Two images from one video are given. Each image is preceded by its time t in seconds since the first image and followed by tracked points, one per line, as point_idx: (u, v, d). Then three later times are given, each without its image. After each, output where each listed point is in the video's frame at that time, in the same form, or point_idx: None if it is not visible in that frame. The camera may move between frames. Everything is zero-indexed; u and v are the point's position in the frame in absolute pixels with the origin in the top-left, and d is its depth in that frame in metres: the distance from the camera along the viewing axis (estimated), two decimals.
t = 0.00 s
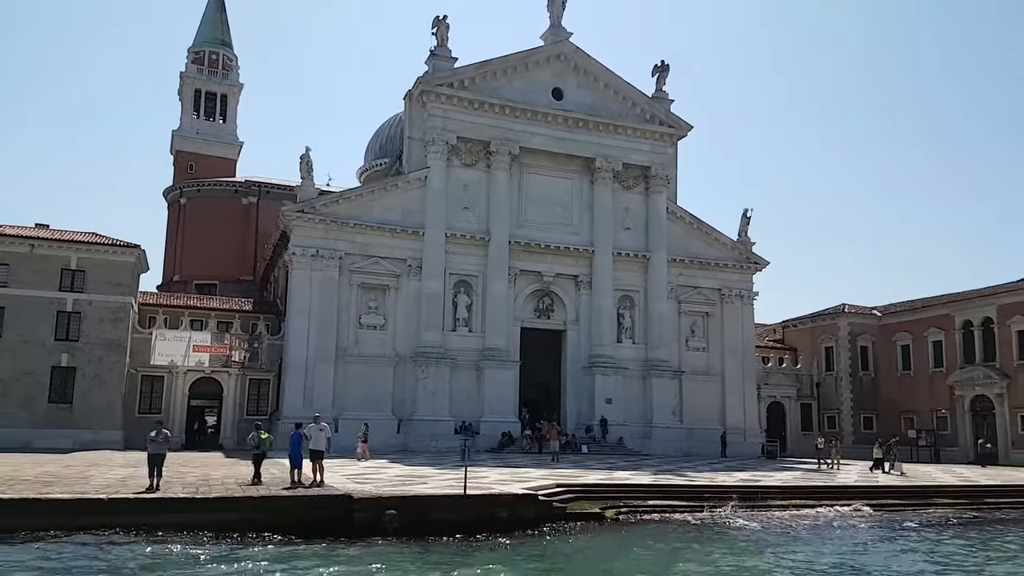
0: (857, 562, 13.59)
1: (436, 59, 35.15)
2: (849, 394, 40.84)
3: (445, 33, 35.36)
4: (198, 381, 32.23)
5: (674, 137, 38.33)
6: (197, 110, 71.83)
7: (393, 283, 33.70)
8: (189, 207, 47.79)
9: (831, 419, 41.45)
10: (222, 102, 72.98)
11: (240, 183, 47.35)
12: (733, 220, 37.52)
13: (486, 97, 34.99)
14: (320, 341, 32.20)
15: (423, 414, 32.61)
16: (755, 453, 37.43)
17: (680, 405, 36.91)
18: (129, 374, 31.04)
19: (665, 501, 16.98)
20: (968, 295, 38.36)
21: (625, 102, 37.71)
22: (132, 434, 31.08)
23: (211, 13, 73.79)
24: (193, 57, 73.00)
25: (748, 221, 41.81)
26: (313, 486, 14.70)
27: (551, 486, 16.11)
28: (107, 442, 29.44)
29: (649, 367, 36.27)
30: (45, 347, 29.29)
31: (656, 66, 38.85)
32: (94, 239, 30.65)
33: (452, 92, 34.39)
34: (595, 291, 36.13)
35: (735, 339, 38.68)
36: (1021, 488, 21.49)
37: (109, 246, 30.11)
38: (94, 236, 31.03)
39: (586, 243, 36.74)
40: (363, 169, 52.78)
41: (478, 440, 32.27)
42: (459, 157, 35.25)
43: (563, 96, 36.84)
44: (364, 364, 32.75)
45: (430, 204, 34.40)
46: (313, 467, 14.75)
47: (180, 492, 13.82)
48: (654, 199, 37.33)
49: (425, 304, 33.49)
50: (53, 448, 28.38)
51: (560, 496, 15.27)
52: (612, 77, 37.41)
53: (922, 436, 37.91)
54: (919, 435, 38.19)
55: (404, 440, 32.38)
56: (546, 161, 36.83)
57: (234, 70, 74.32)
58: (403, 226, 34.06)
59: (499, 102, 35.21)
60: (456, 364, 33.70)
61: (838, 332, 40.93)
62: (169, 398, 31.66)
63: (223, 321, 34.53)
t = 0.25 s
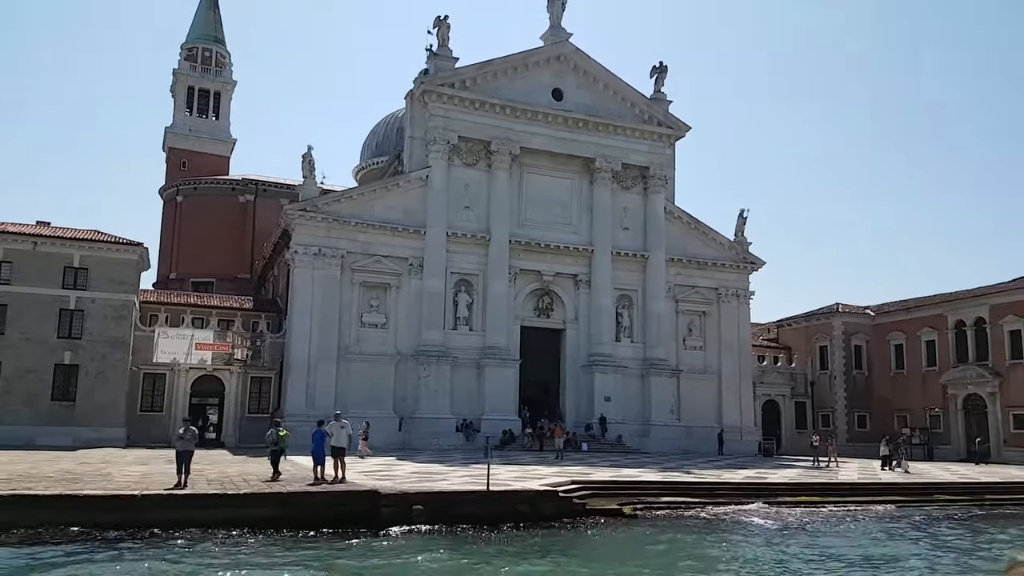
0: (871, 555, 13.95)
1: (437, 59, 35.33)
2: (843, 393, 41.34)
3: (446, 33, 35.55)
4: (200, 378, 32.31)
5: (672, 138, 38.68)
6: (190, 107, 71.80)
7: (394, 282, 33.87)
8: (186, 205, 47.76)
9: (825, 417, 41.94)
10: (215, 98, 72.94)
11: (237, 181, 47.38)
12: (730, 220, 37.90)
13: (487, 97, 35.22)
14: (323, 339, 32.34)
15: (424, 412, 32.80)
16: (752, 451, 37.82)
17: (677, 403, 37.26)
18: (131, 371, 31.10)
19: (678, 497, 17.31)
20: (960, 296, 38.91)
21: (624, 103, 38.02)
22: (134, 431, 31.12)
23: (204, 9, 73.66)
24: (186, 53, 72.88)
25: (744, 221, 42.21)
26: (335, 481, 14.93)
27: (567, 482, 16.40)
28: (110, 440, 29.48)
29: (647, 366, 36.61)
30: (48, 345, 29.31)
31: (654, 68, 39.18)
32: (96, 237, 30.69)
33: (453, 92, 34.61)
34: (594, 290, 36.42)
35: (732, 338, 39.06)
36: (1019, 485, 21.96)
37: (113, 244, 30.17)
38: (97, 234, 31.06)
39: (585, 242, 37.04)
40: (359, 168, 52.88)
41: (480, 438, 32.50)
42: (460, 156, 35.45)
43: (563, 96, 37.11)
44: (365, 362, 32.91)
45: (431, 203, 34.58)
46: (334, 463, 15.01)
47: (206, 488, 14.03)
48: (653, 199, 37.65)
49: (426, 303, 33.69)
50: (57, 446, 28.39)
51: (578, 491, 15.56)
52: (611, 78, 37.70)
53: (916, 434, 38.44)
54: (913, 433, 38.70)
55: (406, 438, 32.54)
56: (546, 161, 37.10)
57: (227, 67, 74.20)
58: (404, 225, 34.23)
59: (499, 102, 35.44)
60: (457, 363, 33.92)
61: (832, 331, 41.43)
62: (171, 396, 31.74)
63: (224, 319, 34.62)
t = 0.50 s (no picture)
0: (883, 552, 14.24)
1: (439, 60, 35.53)
2: (838, 392, 41.78)
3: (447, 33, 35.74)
4: (202, 377, 32.40)
5: (671, 138, 38.99)
6: (185, 104, 71.78)
7: (395, 281, 34.04)
8: (184, 203, 47.79)
9: (821, 416, 42.38)
10: (210, 96, 72.92)
11: (236, 179, 47.44)
12: (728, 220, 38.25)
13: (488, 97, 35.43)
14: (325, 338, 32.49)
15: (426, 410, 32.99)
16: (749, 449, 38.19)
17: (675, 402, 37.58)
18: (133, 369, 31.16)
19: (689, 494, 17.58)
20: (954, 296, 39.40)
21: (623, 103, 38.28)
22: (136, 430, 31.21)
23: (199, 6, 73.60)
24: (180, 50, 72.83)
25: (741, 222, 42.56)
26: (356, 478, 15.10)
27: (581, 479, 16.63)
28: (113, 438, 29.54)
29: (646, 365, 36.92)
30: (51, 343, 29.34)
31: (653, 69, 39.50)
32: (99, 235, 30.72)
33: (455, 92, 34.80)
34: (594, 289, 36.68)
35: (729, 338, 39.40)
36: (1018, 483, 22.34)
37: (116, 243, 30.21)
38: (99, 232, 31.09)
39: (585, 242, 37.30)
40: (357, 166, 53.02)
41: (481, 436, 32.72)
42: (461, 156, 35.65)
43: (563, 97, 37.36)
44: (367, 361, 33.07)
45: (432, 203, 34.76)
46: (353, 460, 15.21)
47: (230, 484, 14.18)
48: (651, 200, 37.95)
49: (428, 302, 33.88)
50: (60, 444, 28.44)
51: (594, 488, 15.79)
52: (611, 78, 37.99)
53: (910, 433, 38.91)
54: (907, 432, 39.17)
55: (408, 436, 32.70)
56: (546, 161, 37.35)
57: (222, 64, 74.22)
58: (406, 224, 34.40)
59: (500, 102, 35.65)
60: (459, 361, 34.11)
61: (828, 330, 41.86)
62: (173, 393, 31.82)
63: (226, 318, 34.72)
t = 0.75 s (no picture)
0: (893, 546, 14.65)
1: (440, 60, 35.76)
2: (833, 390, 42.28)
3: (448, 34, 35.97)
4: (205, 376, 32.50)
5: (669, 139, 39.36)
6: (178, 102, 71.75)
7: (397, 280, 34.25)
8: (181, 201, 47.81)
9: (815, 414, 42.87)
10: (203, 94, 72.89)
11: (233, 178, 47.51)
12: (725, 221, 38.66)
13: (488, 97, 35.68)
14: (328, 337, 32.68)
15: (428, 408, 33.21)
16: (746, 447, 38.60)
17: (674, 401, 37.93)
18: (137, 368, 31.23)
19: (699, 490, 17.95)
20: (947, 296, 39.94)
21: (622, 105, 38.62)
22: (139, 428, 31.27)
23: (193, 4, 73.54)
24: (173, 48, 72.80)
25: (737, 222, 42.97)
26: (378, 475, 15.37)
27: (596, 476, 16.96)
28: (117, 437, 29.57)
29: (645, 364, 37.27)
30: (55, 342, 29.36)
31: (651, 70, 39.87)
32: (103, 234, 30.78)
33: (456, 93, 35.04)
34: (593, 289, 36.98)
35: (726, 337, 39.80)
36: (1015, 480, 22.83)
37: (120, 242, 30.28)
38: (102, 231, 31.15)
39: (584, 242, 37.60)
40: (353, 165, 53.12)
41: (483, 434, 32.96)
42: (462, 156, 35.89)
43: (563, 97, 37.66)
44: (370, 359, 33.25)
45: (434, 203, 34.98)
46: (374, 458, 15.49)
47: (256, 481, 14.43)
48: (650, 200, 38.30)
49: (430, 301, 34.12)
50: (65, 443, 28.47)
51: (610, 485, 16.14)
52: (610, 80, 38.32)
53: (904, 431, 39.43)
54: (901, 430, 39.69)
55: (410, 434, 32.92)
56: (546, 161, 37.63)
57: (216, 63, 74.18)
58: (408, 224, 34.61)
59: (501, 102, 35.92)
60: (460, 360, 34.33)
61: (823, 330, 42.36)
62: (176, 392, 31.91)
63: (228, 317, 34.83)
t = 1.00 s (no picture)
0: (902, 543, 14.97)
1: (442, 61, 35.97)
2: (828, 390, 42.71)
3: (450, 36, 36.18)
4: (207, 375, 32.60)
5: (668, 141, 39.71)
6: (173, 100, 71.78)
7: (399, 280, 34.43)
8: (179, 200, 47.83)
9: (811, 414, 43.29)
10: (198, 92, 72.90)
11: (231, 177, 47.58)
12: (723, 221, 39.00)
13: (490, 98, 35.91)
14: (330, 336, 32.83)
15: (430, 408, 33.39)
16: (743, 446, 38.98)
17: (672, 400, 38.25)
18: (139, 368, 31.28)
19: (708, 488, 18.23)
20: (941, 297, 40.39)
21: (621, 106, 38.92)
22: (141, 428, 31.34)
23: (188, 2, 73.55)
24: (168, 46, 72.84)
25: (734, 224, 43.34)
26: (396, 474, 15.55)
27: (609, 474, 17.19)
28: (120, 436, 29.64)
29: (644, 364, 37.57)
30: (58, 341, 29.40)
31: (650, 73, 40.18)
32: (106, 234, 30.83)
33: (458, 94, 35.25)
34: (593, 289, 37.26)
35: (724, 337, 40.15)
36: (1013, 479, 23.23)
37: (123, 241, 30.34)
38: (105, 230, 31.19)
39: (583, 243, 37.88)
40: (351, 165, 53.27)
41: (484, 434, 33.18)
42: (463, 157, 36.12)
43: (563, 99, 37.94)
44: (371, 358, 33.41)
45: (435, 203, 35.17)
46: (392, 457, 15.70)
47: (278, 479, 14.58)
48: (649, 202, 38.61)
49: (431, 301, 34.33)
50: (68, 442, 28.53)
51: (623, 482, 16.40)
52: (610, 82, 38.63)
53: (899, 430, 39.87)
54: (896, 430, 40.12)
55: (412, 433, 33.13)
56: (546, 163, 37.89)
57: (211, 61, 74.22)
58: (410, 224, 34.80)
59: (502, 104, 36.15)
60: (461, 360, 34.54)
61: (818, 330, 42.79)
62: (179, 392, 31.98)
63: (230, 316, 34.95)
